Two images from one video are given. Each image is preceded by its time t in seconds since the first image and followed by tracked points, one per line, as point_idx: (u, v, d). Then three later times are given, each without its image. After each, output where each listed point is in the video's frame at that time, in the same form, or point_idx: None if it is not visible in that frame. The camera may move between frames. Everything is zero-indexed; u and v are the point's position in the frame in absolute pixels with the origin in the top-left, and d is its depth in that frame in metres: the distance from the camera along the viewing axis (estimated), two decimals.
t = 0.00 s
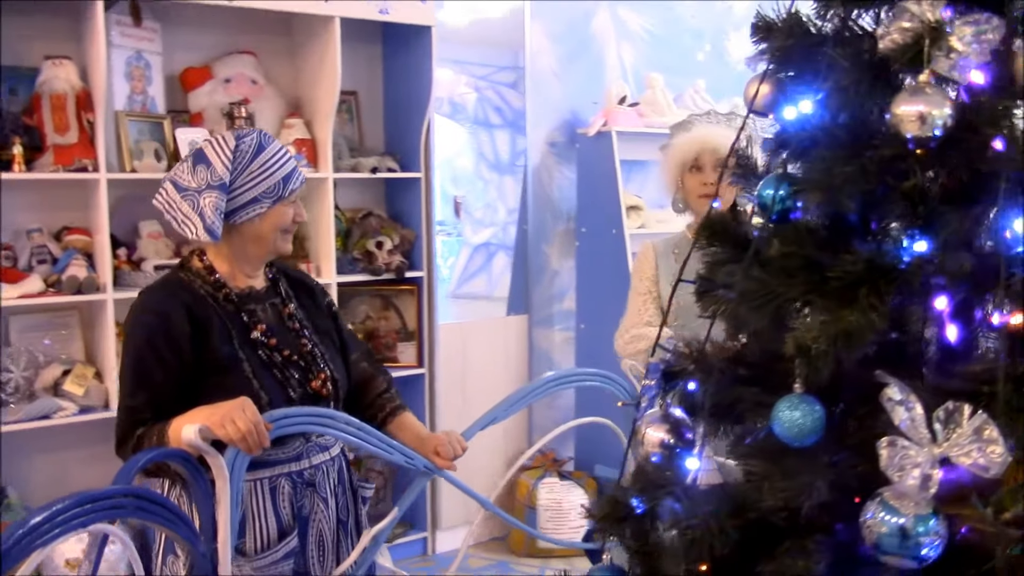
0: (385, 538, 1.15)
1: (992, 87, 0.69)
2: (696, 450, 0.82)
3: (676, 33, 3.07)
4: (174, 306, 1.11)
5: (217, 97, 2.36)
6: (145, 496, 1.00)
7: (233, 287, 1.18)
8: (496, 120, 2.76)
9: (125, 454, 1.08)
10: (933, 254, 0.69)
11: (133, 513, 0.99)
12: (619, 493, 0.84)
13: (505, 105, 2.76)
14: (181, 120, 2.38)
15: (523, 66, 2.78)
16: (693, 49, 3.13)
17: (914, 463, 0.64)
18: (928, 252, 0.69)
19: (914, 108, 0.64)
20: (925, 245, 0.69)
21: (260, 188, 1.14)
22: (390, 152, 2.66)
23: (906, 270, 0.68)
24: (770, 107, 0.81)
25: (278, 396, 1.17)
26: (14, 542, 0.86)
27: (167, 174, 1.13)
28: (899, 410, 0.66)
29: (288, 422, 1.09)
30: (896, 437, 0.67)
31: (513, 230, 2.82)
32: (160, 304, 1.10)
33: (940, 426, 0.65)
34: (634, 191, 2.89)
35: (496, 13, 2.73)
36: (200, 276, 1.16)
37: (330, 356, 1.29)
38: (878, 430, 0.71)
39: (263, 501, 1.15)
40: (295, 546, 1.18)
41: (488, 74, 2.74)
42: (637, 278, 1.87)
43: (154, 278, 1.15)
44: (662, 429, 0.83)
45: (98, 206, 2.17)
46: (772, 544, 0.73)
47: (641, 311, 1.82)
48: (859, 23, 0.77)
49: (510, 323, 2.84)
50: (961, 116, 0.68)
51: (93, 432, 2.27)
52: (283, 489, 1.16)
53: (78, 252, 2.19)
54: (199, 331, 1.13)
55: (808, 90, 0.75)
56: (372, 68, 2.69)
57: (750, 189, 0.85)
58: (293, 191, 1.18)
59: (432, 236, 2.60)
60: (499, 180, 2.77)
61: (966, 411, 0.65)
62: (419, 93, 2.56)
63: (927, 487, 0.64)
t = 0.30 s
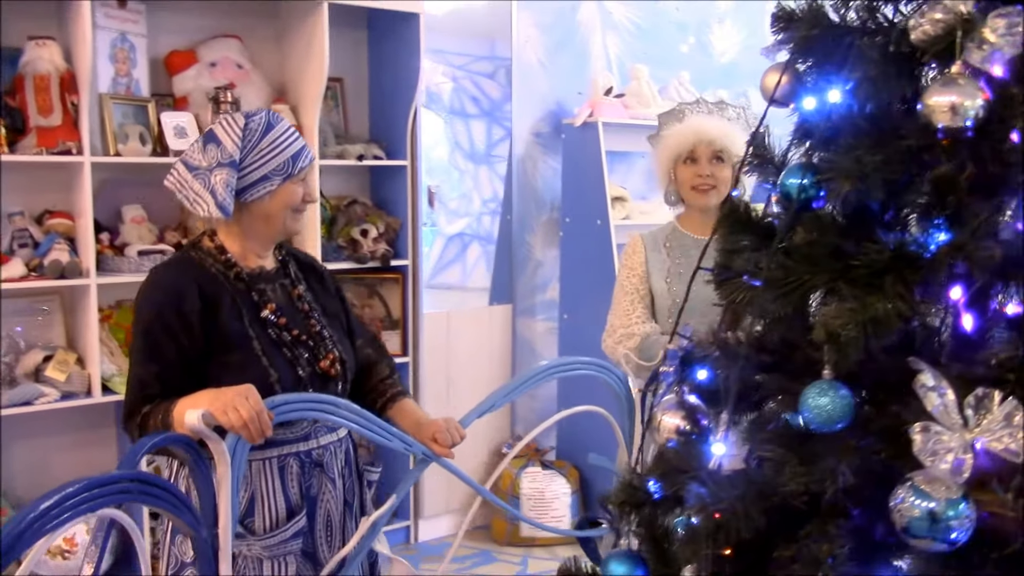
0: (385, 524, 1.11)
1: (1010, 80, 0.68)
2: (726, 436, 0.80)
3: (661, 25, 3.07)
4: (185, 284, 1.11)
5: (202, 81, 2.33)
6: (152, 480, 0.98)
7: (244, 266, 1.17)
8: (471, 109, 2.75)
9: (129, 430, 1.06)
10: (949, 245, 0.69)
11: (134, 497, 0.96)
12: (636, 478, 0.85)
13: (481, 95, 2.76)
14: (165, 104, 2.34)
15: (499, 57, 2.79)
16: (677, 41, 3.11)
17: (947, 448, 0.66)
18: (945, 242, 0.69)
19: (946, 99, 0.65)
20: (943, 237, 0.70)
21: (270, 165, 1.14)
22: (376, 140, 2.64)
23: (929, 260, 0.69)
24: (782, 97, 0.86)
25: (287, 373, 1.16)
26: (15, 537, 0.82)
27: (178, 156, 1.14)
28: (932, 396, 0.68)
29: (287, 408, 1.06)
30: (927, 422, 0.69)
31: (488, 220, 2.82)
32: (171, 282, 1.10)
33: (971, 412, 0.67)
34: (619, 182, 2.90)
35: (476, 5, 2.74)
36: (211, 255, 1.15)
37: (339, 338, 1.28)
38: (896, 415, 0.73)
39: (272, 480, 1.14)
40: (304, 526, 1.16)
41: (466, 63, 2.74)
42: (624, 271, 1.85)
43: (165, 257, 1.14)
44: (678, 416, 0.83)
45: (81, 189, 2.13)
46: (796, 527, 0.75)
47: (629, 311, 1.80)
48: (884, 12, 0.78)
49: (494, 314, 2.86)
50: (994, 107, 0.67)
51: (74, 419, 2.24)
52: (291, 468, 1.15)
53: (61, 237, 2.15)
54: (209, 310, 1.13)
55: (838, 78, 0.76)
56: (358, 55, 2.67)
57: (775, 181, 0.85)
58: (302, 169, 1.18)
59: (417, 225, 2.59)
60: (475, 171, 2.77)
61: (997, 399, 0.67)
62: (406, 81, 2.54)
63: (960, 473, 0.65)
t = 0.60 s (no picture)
0: (380, 525, 1.09)
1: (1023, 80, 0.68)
2: (746, 430, 0.78)
3: (639, 26, 3.08)
4: (191, 276, 1.11)
5: (181, 79, 2.30)
6: (155, 483, 0.96)
7: (251, 261, 1.18)
8: (442, 109, 2.74)
9: (133, 423, 1.07)
10: (964, 240, 0.71)
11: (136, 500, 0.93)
12: (649, 473, 0.85)
13: (452, 94, 2.75)
14: (143, 102, 2.31)
15: (471, 56, 2.78)
16: (654, 41, 3.12)
17: (974, 442, 0.67)
18: (960, 238, 0.71)
19: (965, 99, 0.66)
20: (958, 232, 0.72)
21: (274, 159, 1.14)
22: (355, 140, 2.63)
23: (946, 259, 0.70)
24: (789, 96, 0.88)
25: (293, 367, 1.16)
26: (13, 554, 0.80)
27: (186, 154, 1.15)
28: (957, 391, 0.68)
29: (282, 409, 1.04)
30: (953, 417, 0.70)
31: (457, 221, 2.80)
32: (178, 274, 1.10)
33: (994, 405, 0.68)
34: (598, 181, 2.91)
35: (446, 5, 2.72)
36: (219, 250, 1.15)
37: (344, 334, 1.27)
38: (911, 411, 0.74)
39: (276, 475, 1.14)
40: (308, 521, 1.16)
41: (437, 64, 2.72)
42: (610, 270, 1.84)
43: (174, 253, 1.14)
44: (690, 413, 0.82)
45: (58, 188, 2.09)
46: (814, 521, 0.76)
47: (616, 310, 1.79)
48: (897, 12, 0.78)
49: (474, 313, 2.86)
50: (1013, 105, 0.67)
51: (50, 422, 2.20)
52: (295, 464, 1.15)
53: (37, 237, 2.11)
54: (216, 304, 1.13)
55: (855, 78, 0.76)
56: (337, 54, 2.65)
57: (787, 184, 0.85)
58: (307, 163, 1.19)
59: (397, 225, 2.58)
60: (445, 170, 2.76)
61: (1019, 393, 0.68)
62: (386, 80, 2.52)
63: (985, 466, 0.66)
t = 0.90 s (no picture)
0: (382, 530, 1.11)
1: None
2: (765, 433, 0.77)
3: (632, 31, 3.08)
4: (209, 273, 1.13)
5: (175, 81, 2.28)
6: (162, 487, 0.94)
7: (266, 259, 1.20)
8: (428, 112, 2.70)
9: (143, 418, 1.07)
10: (984, 248, 0.71)
11: (143, 505, 0.91)
12: (664, 476, 0.86)
13: (439, 97, 2.71)
14: (136, 104, 2.29)
15: (457, 59, 2.74)
16: (646, 46, 3.11)
17: (1000, 446, 0.67)
18: (980, 246, 0.71)
19: (988, 105, 0.67)
20: (978, 238, 0.72)
21: (286, 155, 1.18)
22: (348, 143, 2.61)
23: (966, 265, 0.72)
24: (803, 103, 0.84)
25: (305, 365, 1.16)
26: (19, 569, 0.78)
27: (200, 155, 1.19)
28: (983, 395, 0.69)
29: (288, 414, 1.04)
30: (977, 421, 0.70)
31: (443, 224, 2.77)
32: (196, 269, 1.12)
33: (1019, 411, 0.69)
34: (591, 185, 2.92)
35: (437, 8, 2.69)
36: (234, 248, 1.17)
37: (356, 337, 1.27)
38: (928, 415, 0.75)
39: (286, 475, 1.17)
40: (317, 521, 1.19)
41: (424, 67, 2.68)
42: (608, 272, 1.84)
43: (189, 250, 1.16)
44: (705, 417, 0.84)
45: (51, 189, 2.07)
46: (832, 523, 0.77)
47: (615, 310, 1.78)
48: (916, 20, 0.78)
49: (467, 318, 2.85)
50: None
51: (41, 425, 2.18)
52: (305, 464, 1.18)
53: (29, 239, 2.07)
54: (232, 302, 1.14)
55: (875, 84, 0.76)
56: (330, 56, 2.63)
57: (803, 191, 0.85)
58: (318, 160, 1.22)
59: (391, 227, 2.57)
60: (431, 173, 2.73)
61: None
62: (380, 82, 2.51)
63: (1011, 470, 0.67)
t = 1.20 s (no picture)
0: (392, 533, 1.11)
1: None
2: (789, 436, 0.78)
3: (631, 35, 3.08)
4: (229, 269, 1.14)
5: (175, 83, 2.26)
6: (174, 489, 0.93)
7: (283, 258, 1.22)
8: (423, 116, 2.68)
9: (156, 412, 1.06)
10: (1008, 249, 0.71)
11: (156, 508, 0.90)
12: (684, 478, 0.86)
13: (434, 101, 2.70)
14: (137, 106, 2.27)
15: (453, 63, 2.73)
16: (645, 50, 3.12)
17: None
18: (1004, 247, 0.71)
19: (1014, 108, 0.67)
20: (1001, 241, 0.71)
21: (281, 143, 1.22)
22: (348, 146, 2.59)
23: (989, 266, 0.72)
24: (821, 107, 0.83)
25: (320, 362, 1.18)
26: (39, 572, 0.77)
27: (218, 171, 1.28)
28: (1010, 396, 0.69)
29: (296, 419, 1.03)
30: (1002, 423, 0.71)
31: (438, 228, 2.76)
32: (214, 265, 1.13)
33: None
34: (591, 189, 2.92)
35: (435, 10, 2.67)
36: (252, 246, 1.19)
37: (369, 337, 1.30)
38: (949, 416, 0.75)
39: (298, 475, 1.17)
40: (328, 522, 1.19)
41: (419, 71, 2.67)
42: (614, 274, 1.84)
43: (208, 248, 1.18)
44: (723, 418, 0.86)
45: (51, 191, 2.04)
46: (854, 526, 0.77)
47: (620, 313, 1.78)
48: (936, 23, 0.78)
49: (466, 321, 2.85)
50: None
51: (38, 430, 2.15)
52: (316, 465, 1.19)
53: (29, 241, 2.04)
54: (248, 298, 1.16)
55: (897, 87, 0.77)
56: (330, 59, 2.61)
57: (822, 194, 0.85)
58: (317, 144, 1.25)
59: (392, 231, 2.56)
60: (426, 177, 2.71)
61: None
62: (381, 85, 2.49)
63: None
